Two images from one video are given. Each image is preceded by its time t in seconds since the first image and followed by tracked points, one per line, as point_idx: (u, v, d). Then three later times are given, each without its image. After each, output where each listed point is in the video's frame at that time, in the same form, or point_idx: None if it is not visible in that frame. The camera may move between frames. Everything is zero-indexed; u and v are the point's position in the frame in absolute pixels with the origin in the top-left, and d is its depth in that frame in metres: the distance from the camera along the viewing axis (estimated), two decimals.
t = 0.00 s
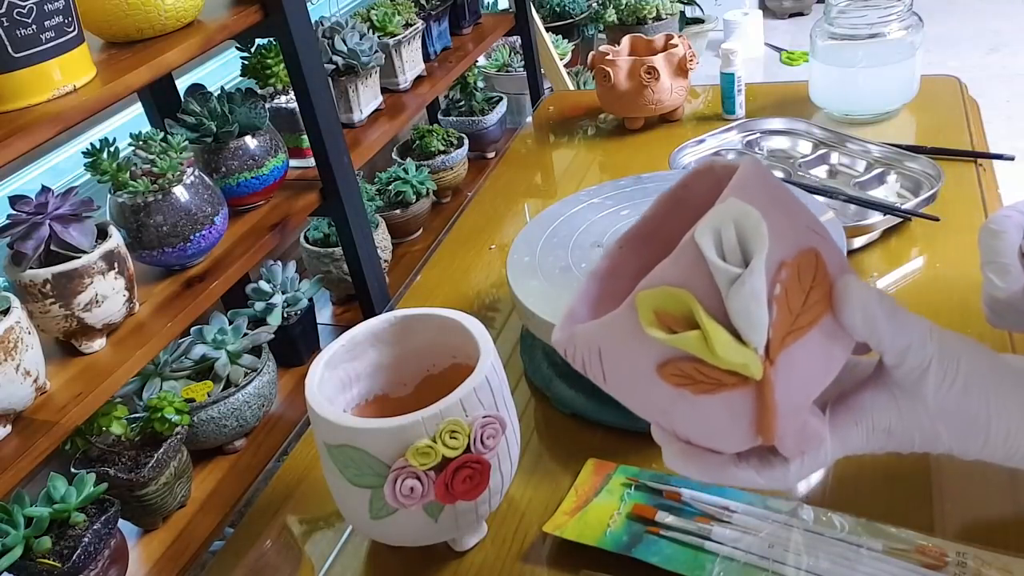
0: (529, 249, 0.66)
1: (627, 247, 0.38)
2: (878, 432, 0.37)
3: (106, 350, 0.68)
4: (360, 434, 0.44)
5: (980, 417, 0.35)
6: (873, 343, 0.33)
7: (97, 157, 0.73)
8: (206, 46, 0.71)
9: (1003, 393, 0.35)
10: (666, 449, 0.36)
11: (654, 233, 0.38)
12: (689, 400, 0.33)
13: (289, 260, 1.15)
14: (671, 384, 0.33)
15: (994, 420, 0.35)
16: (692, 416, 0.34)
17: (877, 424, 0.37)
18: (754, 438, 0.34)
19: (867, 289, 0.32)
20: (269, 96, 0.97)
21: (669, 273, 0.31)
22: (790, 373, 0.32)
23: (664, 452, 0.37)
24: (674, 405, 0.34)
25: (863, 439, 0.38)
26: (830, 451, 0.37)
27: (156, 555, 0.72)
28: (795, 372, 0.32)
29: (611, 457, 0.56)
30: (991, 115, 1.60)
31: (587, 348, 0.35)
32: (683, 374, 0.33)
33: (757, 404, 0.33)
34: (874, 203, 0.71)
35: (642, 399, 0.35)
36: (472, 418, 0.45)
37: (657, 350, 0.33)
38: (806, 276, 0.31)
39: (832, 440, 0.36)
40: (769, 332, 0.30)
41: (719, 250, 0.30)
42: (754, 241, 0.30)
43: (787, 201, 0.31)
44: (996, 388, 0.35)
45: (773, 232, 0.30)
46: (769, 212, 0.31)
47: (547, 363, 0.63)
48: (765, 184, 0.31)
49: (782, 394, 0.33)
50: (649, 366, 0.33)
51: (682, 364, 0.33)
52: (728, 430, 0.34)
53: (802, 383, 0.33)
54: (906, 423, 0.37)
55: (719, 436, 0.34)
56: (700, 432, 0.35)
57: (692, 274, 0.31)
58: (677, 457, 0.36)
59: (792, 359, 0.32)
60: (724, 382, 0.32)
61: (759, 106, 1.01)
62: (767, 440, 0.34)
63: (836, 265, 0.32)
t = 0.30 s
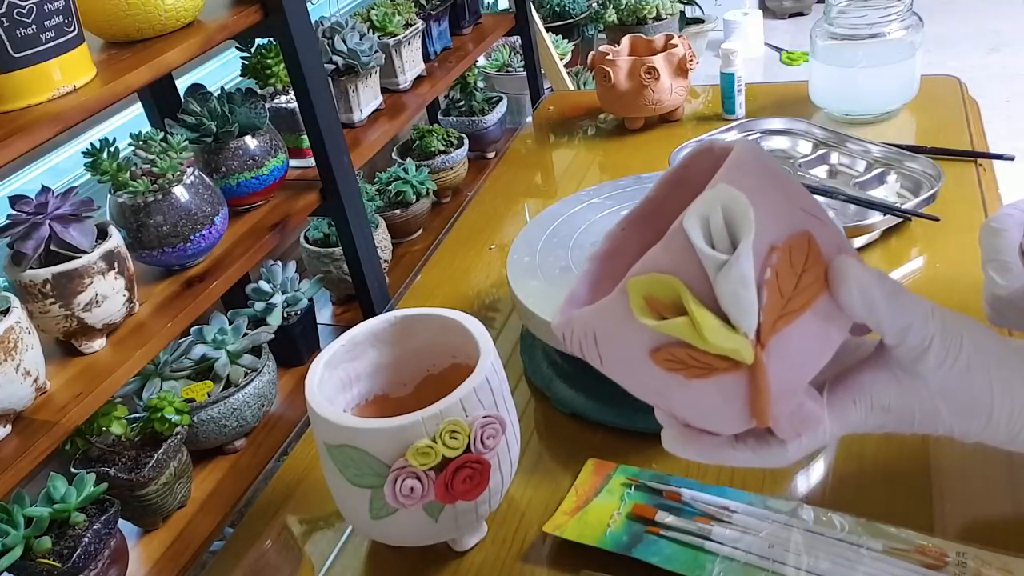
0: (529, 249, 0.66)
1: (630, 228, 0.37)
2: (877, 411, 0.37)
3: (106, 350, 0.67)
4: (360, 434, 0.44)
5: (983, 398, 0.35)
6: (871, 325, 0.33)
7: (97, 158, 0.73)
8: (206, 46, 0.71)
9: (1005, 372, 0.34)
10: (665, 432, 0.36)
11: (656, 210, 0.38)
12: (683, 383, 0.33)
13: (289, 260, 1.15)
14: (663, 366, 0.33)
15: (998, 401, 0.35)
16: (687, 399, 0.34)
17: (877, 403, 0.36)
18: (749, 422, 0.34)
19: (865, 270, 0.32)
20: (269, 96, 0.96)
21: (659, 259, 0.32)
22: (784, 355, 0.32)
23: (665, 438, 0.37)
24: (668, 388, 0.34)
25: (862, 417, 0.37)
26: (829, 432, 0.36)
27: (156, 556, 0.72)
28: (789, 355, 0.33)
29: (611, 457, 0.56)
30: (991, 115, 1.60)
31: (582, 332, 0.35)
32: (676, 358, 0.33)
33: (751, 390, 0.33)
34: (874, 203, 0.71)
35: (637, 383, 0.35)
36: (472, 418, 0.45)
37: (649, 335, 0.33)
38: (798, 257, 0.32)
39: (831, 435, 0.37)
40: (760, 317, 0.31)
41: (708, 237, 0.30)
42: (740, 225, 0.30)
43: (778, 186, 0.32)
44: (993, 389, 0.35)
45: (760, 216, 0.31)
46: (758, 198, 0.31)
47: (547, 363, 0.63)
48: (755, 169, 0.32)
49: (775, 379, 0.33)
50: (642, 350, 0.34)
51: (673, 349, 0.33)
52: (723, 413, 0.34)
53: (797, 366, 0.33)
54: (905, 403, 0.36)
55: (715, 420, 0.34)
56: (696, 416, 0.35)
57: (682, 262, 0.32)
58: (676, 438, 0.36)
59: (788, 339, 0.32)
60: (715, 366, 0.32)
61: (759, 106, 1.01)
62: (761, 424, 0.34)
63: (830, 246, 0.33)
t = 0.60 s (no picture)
0: (529, 249, 0.66)
1: (631, 224, 0.38)
2: (877, 405, 0.37)
3: (106, 350, 0.67)
4: (360, 434, 0.44)
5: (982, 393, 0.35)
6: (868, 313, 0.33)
7: (97, 158, 0.73)
8: (206, 46, 0.71)
9: (1002, 362, 0.35)
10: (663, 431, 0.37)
11: (656, 209, 0.38)
12: (684, 361, 0.34)
13: (289, 260, 1.15)
14: (666, 344, 0.34)
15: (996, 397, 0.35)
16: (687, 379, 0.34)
17: (877, 396, 0.36)
18: (748, 405, 0.34)
19: (865, 256, 0.33)
20: (269, 96, 0.96)
21: (664, 233, 0.32)
22: (784, 333, 0.33)
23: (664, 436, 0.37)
24: (668, 368, 0.34)
25: (862, 414, 0.37)
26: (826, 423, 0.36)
27: (156, 556, 0.72)
28: (790, 333, 0.33)
29: (611, 457, 0.56)
30: (991, 115, 1.60)
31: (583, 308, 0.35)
32: (678, 335, 0.33)
33: (751, 369, 0.33)
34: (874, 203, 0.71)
35: (636, 364, 0.35)
36: (472, 418, 0.45)
37: (653, 309, 0.34)
38: (799, 240, 0.32)
39: (831, 430, 0.37)
40: (763, 291, 0.31)
41: (714, 208, 0.31)
42: (748, 200, 0.31)
43: (784, 167, 0.33)
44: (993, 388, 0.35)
45: (766, 193, 0.31)
46: (765, 176, 0.32)
47: (547, 363, 0.63)
48: (762, 147, 0.32)
49: (775, 357, 0.33)
50: (645, 327, 0.34)
51: (676, 324, 0.33)
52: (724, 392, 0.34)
53: (797, 346, 0.34)
54: (905, 395, 0.36)
55: (713, 404, 0.35)
56: (694, 400, 0.35)
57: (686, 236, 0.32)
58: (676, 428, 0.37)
59: (788, 320, 0.33)
60: (718, 342, 0.33)
61: (759, 106, 1.01)
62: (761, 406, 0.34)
63: (831, 232, 0.33)
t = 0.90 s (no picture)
0: (529, 249, 0.66)
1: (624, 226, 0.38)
2: (878, 397, 0.37)
3: (106, 350, 0.67)
4: (360, 434, 0.44)
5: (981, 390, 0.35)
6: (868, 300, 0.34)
7: (97, 158, 0.73)
8: (206, 46, 0.71)
9: (1000, 359, 0.35)
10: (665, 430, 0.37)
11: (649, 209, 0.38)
12: (695, 349, 0.33)
13: (289, 260, 1.15)
14: (677, 331, 0.33)
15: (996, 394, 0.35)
16: (694, 367, 0.34)
17: (877, 388, 0.37)
18: (757, 393, 0.35)
19: (866, 239, 0.34)
20: (269, 96, 0.96)
21: (674, 220, 0.32)
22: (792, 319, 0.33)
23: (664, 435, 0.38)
24: (676, 357, 0.34)
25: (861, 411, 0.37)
26: (826, 414, 0.37)
27: (156, 556, 0.72)
28: (798, 319, 0.33)
29: (611, 457, 0.56)
30: (991, 115, 1.60)
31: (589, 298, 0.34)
32: (689, 322, 0.33)
33: (760, 355, 0.33)
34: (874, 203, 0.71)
35: (643, 353, 0.34)
36: (472, 418, 0.45)
37: (663, 296, 0.33)
38: (806, 226, 0.33)
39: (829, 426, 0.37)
40: (773, 275, 0.32)
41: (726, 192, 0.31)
42: (760, 182, 0.31)
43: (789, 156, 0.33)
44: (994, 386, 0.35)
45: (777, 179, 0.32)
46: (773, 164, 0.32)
47: (547, 363, 0.63)
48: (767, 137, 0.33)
49: (785, 342, 0.33)
50: (654, 315, 0.33)
51: (688, 310, 0.33)
52: (731, 380, 0.34)
53: (804, 331, 0.34)
54: (905, 386, 0.36)
55: (719, 394, 0.35)
56: (700, 388, 0.35)
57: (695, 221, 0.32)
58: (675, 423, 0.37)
59: (795, 305, 0.33)
60: (730, 328, 0.33)
61: (759, 106, 1.01)
62: (769, 392, 0.34)
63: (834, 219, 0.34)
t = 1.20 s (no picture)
0: (529, 249, 0.66)
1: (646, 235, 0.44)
2: (891, 385, 0.38)
3: (106, 349, 0.67)
4: (360, 434, 0.44)
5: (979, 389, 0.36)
6: (875, 284, 0.37)
7: (97, 158, 0.73)
8: (206, 46, 0.71)
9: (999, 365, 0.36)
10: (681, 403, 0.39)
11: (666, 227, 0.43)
12: (721, 292, 0.37)
13: (289, 260, 1.15)
14: (706, 271, 0.37)
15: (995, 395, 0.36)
16: (719, 322, 0.38)
17: (890, 375, 0.38)
18: (780, 348, 0.38)
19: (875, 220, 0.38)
20: (269, 96, 0.96)
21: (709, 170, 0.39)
22: (811, 281, 0.37)
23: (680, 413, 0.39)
24: (703, 308, 0.38)
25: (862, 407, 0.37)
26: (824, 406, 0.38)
27: (156, 556, 0.72)
28: (819, 278, 0.37)
29: (611, 458, 0.56)
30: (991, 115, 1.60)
31: (619, 260, 0.41)
32: (716, 262, 0.37)
33: (782, 303, 0.37)
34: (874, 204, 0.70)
35: (671, 301, 0.39)
36: (472, 418, 0.45)
37: (692, 242, 0.38)
38: (820, 200, 0.38)
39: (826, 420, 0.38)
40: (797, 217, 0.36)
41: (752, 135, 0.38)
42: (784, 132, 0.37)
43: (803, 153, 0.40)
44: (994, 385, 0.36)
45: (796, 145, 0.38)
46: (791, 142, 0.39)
47: (547, 363, 0.63)
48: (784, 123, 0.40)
49: (809, 294, 0.37)
50: (684, 260, 0.38)
51: (718, 251, 0.37)
52: (753, 337, 0.37)
53: (824, 293, 0.37)
54: (916, 376, 0.38)
55: (740, 350, 0.38)
56: (724, 346, 0.38)
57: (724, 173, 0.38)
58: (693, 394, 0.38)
59: (817, 260, 0.37)
60: (755, 269, 0.37)
61: (759, 106, 1.01)
62: (794, 343, 0.37)
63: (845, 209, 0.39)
